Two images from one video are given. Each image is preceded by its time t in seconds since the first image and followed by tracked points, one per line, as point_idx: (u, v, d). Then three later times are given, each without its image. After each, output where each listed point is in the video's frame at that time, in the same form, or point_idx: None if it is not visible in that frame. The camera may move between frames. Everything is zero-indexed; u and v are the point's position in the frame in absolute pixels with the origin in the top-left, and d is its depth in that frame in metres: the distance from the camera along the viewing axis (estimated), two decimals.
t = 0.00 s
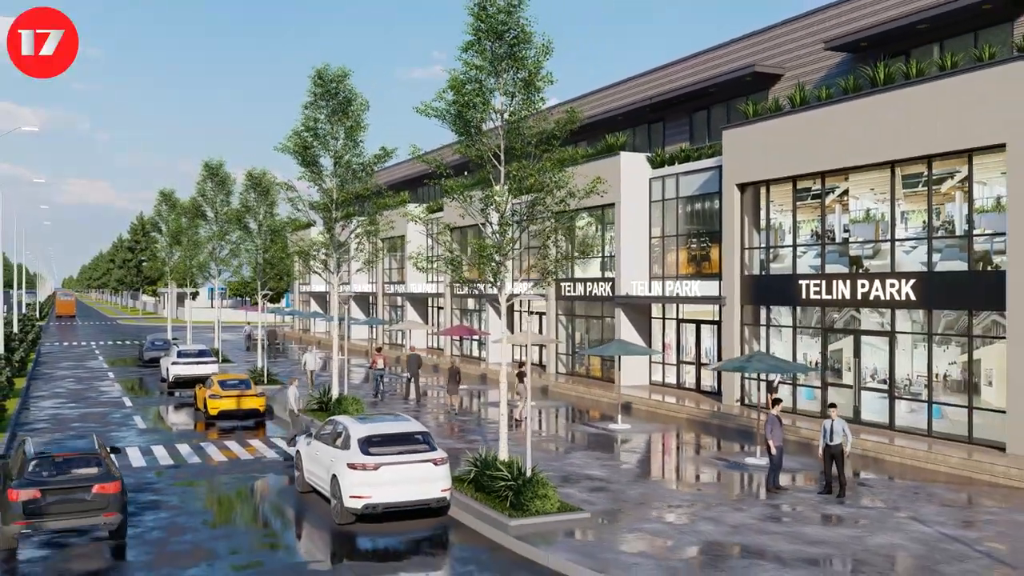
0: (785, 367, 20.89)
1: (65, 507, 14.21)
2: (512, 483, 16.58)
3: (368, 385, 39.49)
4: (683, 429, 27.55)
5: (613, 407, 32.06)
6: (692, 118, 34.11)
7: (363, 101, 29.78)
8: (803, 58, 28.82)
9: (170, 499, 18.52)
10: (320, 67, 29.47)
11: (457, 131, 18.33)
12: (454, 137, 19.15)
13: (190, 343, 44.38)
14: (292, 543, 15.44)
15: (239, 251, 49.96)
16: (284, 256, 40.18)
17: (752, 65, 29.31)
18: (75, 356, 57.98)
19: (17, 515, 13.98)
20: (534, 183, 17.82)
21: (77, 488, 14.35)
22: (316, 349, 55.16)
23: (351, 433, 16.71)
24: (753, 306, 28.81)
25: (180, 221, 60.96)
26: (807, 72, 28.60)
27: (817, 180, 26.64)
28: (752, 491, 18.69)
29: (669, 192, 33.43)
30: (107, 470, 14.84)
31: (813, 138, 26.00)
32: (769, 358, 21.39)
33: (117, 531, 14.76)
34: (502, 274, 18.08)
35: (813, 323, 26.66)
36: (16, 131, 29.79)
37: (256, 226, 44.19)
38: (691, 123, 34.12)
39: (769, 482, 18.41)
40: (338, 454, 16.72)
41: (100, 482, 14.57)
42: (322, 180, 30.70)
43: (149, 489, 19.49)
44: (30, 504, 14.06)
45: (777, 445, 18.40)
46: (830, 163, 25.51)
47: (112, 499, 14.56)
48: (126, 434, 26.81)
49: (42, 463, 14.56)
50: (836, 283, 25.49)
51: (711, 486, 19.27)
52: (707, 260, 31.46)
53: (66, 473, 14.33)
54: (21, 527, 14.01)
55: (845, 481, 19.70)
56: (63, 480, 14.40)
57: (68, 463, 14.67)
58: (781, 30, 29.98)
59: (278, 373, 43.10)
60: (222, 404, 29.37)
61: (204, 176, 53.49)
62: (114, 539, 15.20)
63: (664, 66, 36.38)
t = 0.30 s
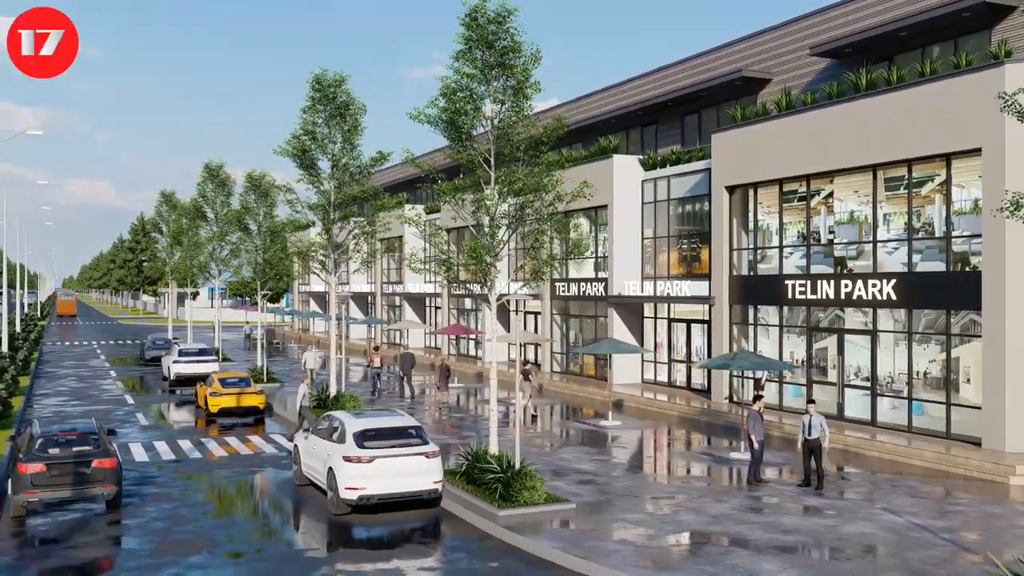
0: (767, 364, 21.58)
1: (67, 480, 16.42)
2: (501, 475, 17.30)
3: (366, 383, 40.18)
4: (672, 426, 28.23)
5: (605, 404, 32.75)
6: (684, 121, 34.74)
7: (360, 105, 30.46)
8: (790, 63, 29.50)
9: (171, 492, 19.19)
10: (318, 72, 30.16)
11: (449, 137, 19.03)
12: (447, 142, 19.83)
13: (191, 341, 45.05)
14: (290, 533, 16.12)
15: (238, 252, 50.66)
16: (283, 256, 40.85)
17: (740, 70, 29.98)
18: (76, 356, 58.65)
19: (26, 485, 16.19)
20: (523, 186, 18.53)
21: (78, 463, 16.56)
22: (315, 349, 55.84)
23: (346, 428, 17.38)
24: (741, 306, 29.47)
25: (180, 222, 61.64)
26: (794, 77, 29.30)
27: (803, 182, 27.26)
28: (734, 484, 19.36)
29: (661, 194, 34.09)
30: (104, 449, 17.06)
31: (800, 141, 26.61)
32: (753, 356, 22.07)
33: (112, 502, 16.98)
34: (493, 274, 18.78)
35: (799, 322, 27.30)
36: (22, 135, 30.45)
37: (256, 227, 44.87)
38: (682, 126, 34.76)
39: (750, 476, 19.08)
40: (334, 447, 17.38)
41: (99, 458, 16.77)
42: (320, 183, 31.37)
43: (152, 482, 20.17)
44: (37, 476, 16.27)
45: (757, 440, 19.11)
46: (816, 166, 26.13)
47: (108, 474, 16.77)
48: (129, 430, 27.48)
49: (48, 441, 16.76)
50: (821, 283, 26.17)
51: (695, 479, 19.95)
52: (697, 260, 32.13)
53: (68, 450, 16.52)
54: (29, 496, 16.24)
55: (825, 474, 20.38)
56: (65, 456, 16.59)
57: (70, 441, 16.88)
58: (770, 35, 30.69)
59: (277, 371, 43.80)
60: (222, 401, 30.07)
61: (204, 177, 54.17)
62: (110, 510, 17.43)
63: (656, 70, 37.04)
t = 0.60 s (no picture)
0: (750, 361, 22.27)
1: (68, 458, 18.25)
2: (492, 468, 17.98)
3: (365, 382, 40.83)
4: (662, 423, 28.91)
5: (598, 401, 33.44)
6: (676, 124, 35.39)
7: (358, 110, 31.10)
8: (778, 68, 30.20)
9: (173, 485, 19.84)
10: (317, 77, 30.79)
11: (442, 142, 19.70)
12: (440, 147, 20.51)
13: (191, 341, 45.72)
14: (287, 523, 16.76)
15: (238, 252, 51.35)
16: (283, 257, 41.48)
17: (729, 75, 30.67)
18: (78, 355, 59.36)
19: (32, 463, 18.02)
20: (513, 190, 19.21)
21: (79, 443, 18.40)
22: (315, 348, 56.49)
23: (342, 422, 18.02)
24: (730, 305, 30.13)
25: (181, 222, 62.28)
26: (782, 82, 29.99)
27: (790, 185, 27.88)
28: (719, 477, 20.02)
29: (653, 196, 34.75)
30: (101, 431, 18.92)
31: (787, 145, 27.25)
32: (738, 353, 22.76)
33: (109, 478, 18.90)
34: (484, 275, 19.46)
35: (786, 321, 27.95)
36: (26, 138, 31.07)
37: (255, 228, 45.49)
38: (674, 129, 35.42)
39: (733, 469, 19.75)
40: (330, 441, 18.03)
41: (97, 439, 18.63)
42: (318, 185, 32.01)
43: (154, 476, 20.84)
44: (42, 454, 18.09)
45: (740, 434, 19.82)
46: (802, 169, 26.77)
47: (106, 453, 18.67)
48: (131, 427, 28.15)
49: (51, 423, 18.61)
50: (807, 283, 26.82)
51: (680, 473, 20.62)
52: (688, 261, 32.78)
53: (69, 431, 18.39)
54: (35, 473, 18.05)
55: (807, 468, 21.02)
56: (67, 437, 18.43)
57: (70, 425, 18.76)
58: (759, 41, 31.38)
59: (277, 370, 44.48)
60: (224, 399, 30.62)
61: (204, 179, 54.81)
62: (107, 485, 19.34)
63: (650, 74, 37.70)
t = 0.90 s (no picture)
0: (735, 360, 22.94)
1: (70, 441, 20.57)
2: (483, 462, 18.61)
3: (363, 380, 41.45)
4: (653, 420, 29.55)
5: (591, 399, 34.08)
6: (668, 127, 36.00)
7: (355, 113, 31.74)
8: (767, 73, 30.84)
9: (174, 479, 20.49)
10: (315, 81, 31.41)
11: (436, 147, 20.32)
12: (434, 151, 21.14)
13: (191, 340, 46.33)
14: (286, 515, 17.41)
15: (239, 253, 51.97)
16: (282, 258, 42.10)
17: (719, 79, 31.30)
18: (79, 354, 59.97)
19: (38, 445, 20.41)
20: (504, 193, 19.84)
21: (79, 428, 20.70)
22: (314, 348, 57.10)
23: (339, 418, 18.66)
24: (720, 305, 30.76)
25: (182, 223, 62.90)
26: (771, 87, 30.64)
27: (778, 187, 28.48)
28: (704, 472, 20.65)
29: (646, 198, 35.37)
30: (100, 416, 21.20)
31: (774, 148, 27.87)
32: (724, 352, 23.44)
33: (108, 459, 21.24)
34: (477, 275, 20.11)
35: (774, 320, 28.57)
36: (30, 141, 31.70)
37: (255, 229, 46.08)
38: (667, 132, 36.04)
39: (718, 463, 20.38)
40: (327, 436, 18.67)
41: (95, 424, 20.91)
42: (317, 187, 32.63)
43: (157, 470, 21.48)
44: (46, 437, 20.44)
45: (724, 430, 20.43)
46: (789, 171, 27.40)
47: (103, 437, 20.95)
48: (133, 424, 28.79)
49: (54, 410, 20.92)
50: (794, 284, 27.44)
51: (667, 468, 21.25)
52: (679, 261, 33.41)
53: (70, 417, 20.66)
54: (39, 453, 20.44)
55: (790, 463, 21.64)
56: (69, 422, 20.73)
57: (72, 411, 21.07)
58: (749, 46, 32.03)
59: (276, 369, 45.11)
60: (224, 397, 31.28)
61: (205, 180, 55.45)
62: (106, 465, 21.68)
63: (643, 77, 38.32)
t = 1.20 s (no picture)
0: (723, 358, 23.55)
1: (68, 427, 22.49)
2: (475, 457, 19.20)
3: (361, 379, 42.05)
4: (644, 417, 30.15)
5: (586, 396, 34.69)
6: (661, 130, 36.59)
7: (353, 117, 32.33)
8: (757, 77, 31.47)
9: (176, 474, 21.07)
10: (314, 85, 32.00)
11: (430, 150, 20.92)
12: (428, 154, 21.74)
13: (192, 339, 46.90)
14: (285, 508, 18.00)
15: (239, 253, 52.55)
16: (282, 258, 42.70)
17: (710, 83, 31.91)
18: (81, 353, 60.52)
19: (40, 431, 22.33)
20: (496, 195, 20.47)
21: (77, 415, 22.62)
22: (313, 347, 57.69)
23: (335, 414, 19.25)
24: (711, 305, 31.36)
25: (182, 223, 63.48)
26: (761, 91, 31.27)
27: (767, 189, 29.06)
28: (692, 466, 21.24)
29: (639, 199, 35.98)
30: (98, 405, 23.09)
31: (763, 151, 28.46)
32: (712, 350, 24.09)
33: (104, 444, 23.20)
34: (469, 275, 20.75)
35: (763, 319, 29.17)
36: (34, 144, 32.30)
37: (255, 229, 46.64)
38: (660, 135, 36.66)
39: (705, 459, 20.98)
40: (324, 431, 19.26)
41: (92, 413, 22.81)
42: (315, 188, 33.23)
43: (159, 465, 22.09)
44: (47, 424, 22.39)
45: (710, 425, 21.02)
46: (777, 174, 28.00)
47: (100, 424, 22.84)
48: (136, 421, 29.38)
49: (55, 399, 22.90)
50: (782, 284, 28.03)
51: (656, 463, 21.84)
52: (671, 261, 34.02)
53: (69, 405, 22.60)
54: (40, 438, 22.37)
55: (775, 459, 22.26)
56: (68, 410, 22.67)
57: (72, 401, 23.03)
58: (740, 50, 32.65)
59: (276, 368, 45.69)
60: (224, 395, 31.88)
61: (206, 181, 56.05)
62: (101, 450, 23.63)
63: (637, 80, 38.94)
